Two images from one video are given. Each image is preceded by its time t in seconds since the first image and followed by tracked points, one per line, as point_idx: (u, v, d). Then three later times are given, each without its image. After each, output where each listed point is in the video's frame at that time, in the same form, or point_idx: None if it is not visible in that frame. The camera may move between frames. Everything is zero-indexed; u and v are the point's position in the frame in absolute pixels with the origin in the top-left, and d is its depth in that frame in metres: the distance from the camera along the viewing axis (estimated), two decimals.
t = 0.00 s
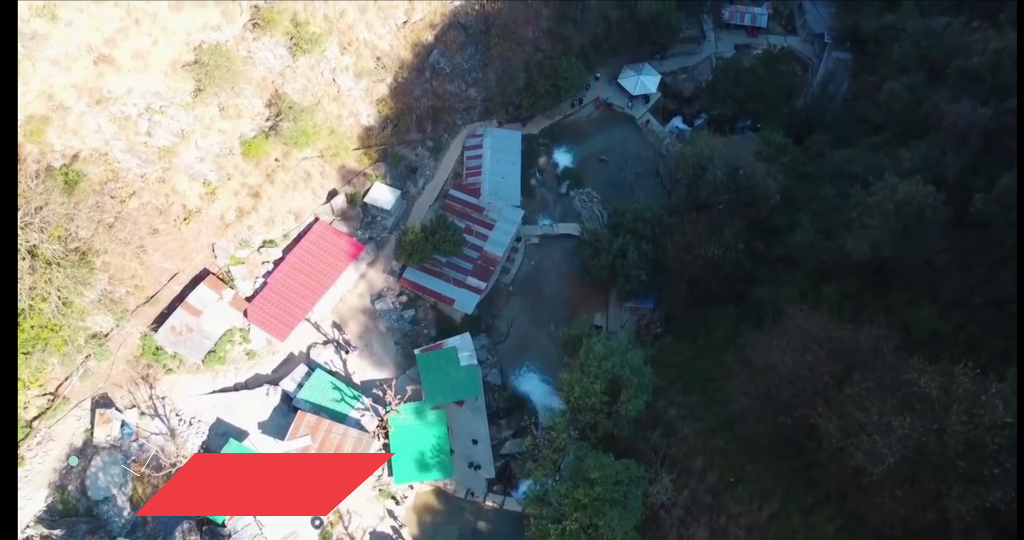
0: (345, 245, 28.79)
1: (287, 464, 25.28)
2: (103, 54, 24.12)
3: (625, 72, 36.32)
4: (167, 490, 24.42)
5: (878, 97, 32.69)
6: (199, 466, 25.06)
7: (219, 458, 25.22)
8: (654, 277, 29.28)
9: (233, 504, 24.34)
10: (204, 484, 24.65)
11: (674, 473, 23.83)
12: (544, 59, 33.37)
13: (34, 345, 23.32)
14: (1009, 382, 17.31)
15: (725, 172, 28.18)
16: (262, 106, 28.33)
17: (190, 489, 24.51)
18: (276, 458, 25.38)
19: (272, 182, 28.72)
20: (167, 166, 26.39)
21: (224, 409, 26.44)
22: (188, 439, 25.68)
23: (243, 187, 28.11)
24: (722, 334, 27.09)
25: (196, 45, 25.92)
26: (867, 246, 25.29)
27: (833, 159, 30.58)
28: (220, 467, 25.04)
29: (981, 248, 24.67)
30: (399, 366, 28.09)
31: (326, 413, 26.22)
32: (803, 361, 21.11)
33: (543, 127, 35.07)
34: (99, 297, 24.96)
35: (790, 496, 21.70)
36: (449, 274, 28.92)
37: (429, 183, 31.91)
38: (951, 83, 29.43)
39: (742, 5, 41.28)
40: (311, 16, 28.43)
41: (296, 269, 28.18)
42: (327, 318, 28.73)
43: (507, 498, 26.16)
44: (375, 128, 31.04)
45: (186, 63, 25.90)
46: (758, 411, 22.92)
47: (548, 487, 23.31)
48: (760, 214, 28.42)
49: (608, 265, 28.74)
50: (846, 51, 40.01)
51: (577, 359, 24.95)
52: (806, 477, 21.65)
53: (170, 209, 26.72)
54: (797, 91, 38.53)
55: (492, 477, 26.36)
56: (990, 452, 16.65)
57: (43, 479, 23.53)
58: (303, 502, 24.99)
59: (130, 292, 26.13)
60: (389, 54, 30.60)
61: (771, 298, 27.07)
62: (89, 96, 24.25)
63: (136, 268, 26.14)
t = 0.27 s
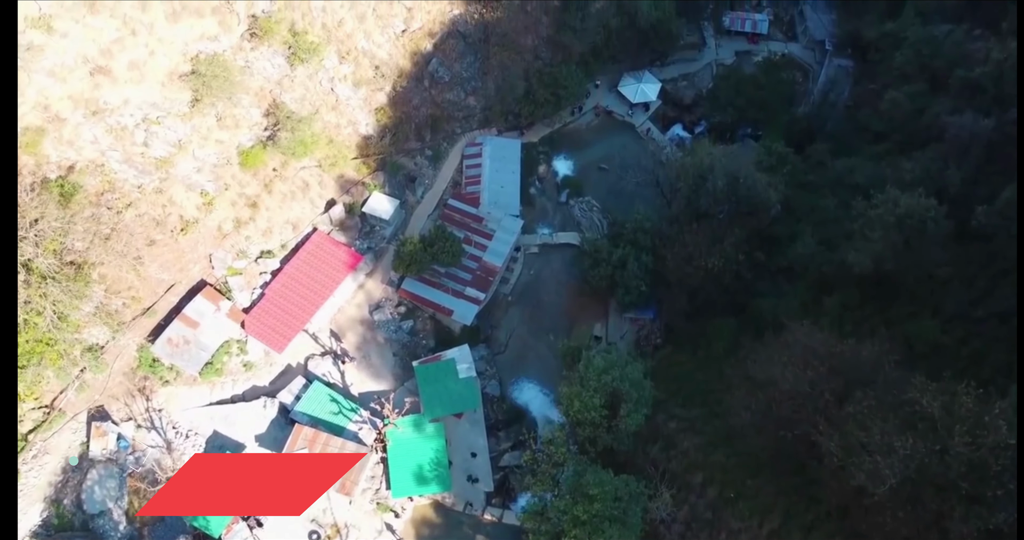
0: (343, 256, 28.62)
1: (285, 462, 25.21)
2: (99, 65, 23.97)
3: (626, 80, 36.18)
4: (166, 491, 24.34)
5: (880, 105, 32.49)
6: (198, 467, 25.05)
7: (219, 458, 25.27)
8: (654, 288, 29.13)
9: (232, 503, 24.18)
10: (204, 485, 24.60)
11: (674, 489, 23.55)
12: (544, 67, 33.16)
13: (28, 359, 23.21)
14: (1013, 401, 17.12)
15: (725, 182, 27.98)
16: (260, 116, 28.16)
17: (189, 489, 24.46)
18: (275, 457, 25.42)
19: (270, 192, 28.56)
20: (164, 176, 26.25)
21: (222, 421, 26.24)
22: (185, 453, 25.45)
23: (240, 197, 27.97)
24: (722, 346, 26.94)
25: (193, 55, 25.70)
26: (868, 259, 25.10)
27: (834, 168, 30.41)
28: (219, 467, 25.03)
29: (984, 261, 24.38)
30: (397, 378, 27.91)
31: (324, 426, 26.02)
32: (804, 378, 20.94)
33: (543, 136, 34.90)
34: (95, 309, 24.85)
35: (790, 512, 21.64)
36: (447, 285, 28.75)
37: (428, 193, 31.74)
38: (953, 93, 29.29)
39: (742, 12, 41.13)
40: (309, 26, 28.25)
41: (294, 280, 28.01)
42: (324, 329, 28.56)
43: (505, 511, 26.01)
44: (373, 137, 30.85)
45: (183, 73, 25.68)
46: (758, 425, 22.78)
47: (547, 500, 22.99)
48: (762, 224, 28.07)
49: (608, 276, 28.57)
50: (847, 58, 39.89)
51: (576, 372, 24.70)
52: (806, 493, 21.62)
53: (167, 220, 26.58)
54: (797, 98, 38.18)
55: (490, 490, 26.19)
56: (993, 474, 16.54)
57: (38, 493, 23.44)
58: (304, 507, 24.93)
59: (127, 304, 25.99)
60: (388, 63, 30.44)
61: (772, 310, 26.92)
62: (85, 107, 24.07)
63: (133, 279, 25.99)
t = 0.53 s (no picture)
0: (341, 268, 28.43)
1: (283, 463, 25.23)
2: (95, 78, 23.74)
3: (626, 89, 35.99)
4: (166, 491, 24.53)
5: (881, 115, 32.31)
6: (197, 467, 25.26)
7: (219, 458, 25.57)
8: (654, 301, 28.97)
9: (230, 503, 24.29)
10: (205, 483, 24.81)
11: (674, 506, 23.59)
12: (544, 76, 32.98)
13: (22, 376, 23.03)
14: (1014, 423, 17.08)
15: (726, 194, 27.74)
16: (257, 127, 27.94)
17: (188, 489, 24.60)
18: (273, 456, 25.61)
19: (267, 203, 28.36)
20: (160, 188, 26.05)
21: (218, 436, 26.06)
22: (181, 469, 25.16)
23: (237, 209, 27.78)
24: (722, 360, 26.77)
25: (190, 67, 25.48)
26: (870, 274, 24.90)
27: (835, 180, 30.24)
28: (220, 466, 25.38)
29: (987, 276, 24.19)
30: (395, 392, 27.70)
31: (320, 440, 25.86)
32: (805, 396, 20.75)
33: (542, 145, 34.69)
34: (91, 322, 24.70)
35: (791, 530, 21.46)
36: (446, 297, 28.56)
37: (427, 203, 31.54)
38: (955, 104, 29.13)
39: (743, 19, 40.94)
40: (307, 36, 28.03)
41: (291, 292, 27.82)
42: (322, 342, 28.36)
43: (503, 527, 25.84)
44: (371, 147, 30.61)
45: (179, 85, 25.48)
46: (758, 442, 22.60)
47: (545, 517, 22.79)
48: (763, 236, 27.97)
49: (607, 288, 28.38)
50: (848, 66, 39.72)
51: (576, 388, 24.50)
52: (808, 512, 21.46)
53: (163, 232, 26.38)
54: (798, 107, 37.99)
55: (488, 505, 26.06)
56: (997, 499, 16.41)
57: (33, 509, 23.17)
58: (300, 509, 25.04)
59: (123, 316, 25.72)
60: (386, 73, 30.23)
61: (773, 324, 26.75)
62: (80, 119, 23.84)
63: (129, 292, 25.75)
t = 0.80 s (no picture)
0: (339, 280, 28.26)
1: (281, 464, 25.19)
2: (90, 90, 23.43)
3: (625, 97, 35.82)
4: (165, 491, 24.67)
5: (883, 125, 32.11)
6: (197, 467, 25.39)
7: (218, 458, 25.63)
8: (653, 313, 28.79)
9: (226, 502, 24.19)
10: (204, 482, 24.89)
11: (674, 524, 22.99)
12: (543, 86, 32.84)
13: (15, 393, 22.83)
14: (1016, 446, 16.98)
15: (726, 206, 27.51)
16: (254, 138, 27.74)
17: (187, 489, 24.69)
18: (271, 457, 25.54)
19: (264, 215, 28.20)
20: (156, 200, 25.86)
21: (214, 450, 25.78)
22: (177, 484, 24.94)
23: (234, 221, 27.62)
24: (722, 374, 26.59)
25: (186, 79, 25.31)
26: (872, 289, 24.69)
27: (836, 191, 30.04)
28: (220, 466, 25.45)
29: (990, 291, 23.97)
30: (392, 405, 27.50)
31: (317, 455, 25.64)
32: (806, 414, 20.65)
33: (541, 154, 34.50)
34: (87, 336, 24.54)
35: None
36: (444, 310, 28.37)
37: (425, 213, 31.36)
38: (957, 115, 28.94)
39: (743, 27, 40.76)
40: (304, 47, 27.83)
41: (288, 305, 27.63)
42: (319, 355, 28.17)
43: None
44: (369, 158, 30.43)
45: (176, 97, 25.31)
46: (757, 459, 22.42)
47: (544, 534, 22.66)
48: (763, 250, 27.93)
49: (607, 301, 28.19)
50: (849, 74, 39.54)
51: (575, 403, 24.34)
52: (808, 531, 21.28)
53: (159, 244, 26.20)
54: (800, 115, 37.76)
55: (487, 521, 25.77)
56: (1000, 524, 16.27)
57: (26, 526, 23.22)
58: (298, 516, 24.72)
59: (119, 330, 25.54)
60: (384, 83, 30.05)
61: (773, 337, 26.55)
62: (76, 132, 23.55)
63: (125, 305, 25.56)
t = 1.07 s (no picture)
0: (336, 292, 28.05)
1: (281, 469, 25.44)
2: (86, 103, 23.18)
3: (626, 106, 35.63)
4: (164, 491, 24.83)
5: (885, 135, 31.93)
6: (197, 467, 25.53)
7: (218, 458, 25.79)
8: (653, 326, 28.60)
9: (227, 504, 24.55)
10: (204, 483, 25.10)
11: None
12: (542, 95, 32.67)
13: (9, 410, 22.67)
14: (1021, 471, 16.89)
15: (727, 219, 27.31)
16: (251, 149, 27.56)
17: (187, 489, 24.92)
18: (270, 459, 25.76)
19: (262, 227, 28.01)
20: (153, 213, 25.67)
21: (211, 465, 25.63)
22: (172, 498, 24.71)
23: (231, 233, 27.43)
24: (723, 388, 26.40)
25: (183, 91, 25.09)
26: (874, 304, 24.45)
27: (837, 202, 29.85)
28: (219, 466, 25.60)
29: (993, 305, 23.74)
30: (390, 419, 27.31)
31: (314, 470, 25.47)
32: (808, 433, 20.56)
33: (541, 164, 34.28)
34: (82, 349, 24.40)
35: None
36: (442, 322, 28.16)
37: (424, 224, 31.15)
38: (959, 126, 28.75)
39: (744, 34, 40.60)
40: (302, 58, 27.67)
41: (286, 317, 27.43)
42: (316, 368, 27.96)
43: None
44: (367, 169, 30.26)
45: (172, 109, 25.07)
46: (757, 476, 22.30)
47: None
48: (764, 262, 27.54)
49: (606, 313, 27.97)
50: (851, 82, 39.35)
51: (574, 419, 24.19)
52: None
53: (156, 257, 26.00)
54: (801, 124, 37.53)
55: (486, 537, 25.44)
56: None
57: None
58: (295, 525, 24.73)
59: (115, 343, 25.40)
60: (383, 93, 29.87)
61: (775, 351, 26.26)
62: (71, 145, 23.31)
63: (121, 318, 25.39)
